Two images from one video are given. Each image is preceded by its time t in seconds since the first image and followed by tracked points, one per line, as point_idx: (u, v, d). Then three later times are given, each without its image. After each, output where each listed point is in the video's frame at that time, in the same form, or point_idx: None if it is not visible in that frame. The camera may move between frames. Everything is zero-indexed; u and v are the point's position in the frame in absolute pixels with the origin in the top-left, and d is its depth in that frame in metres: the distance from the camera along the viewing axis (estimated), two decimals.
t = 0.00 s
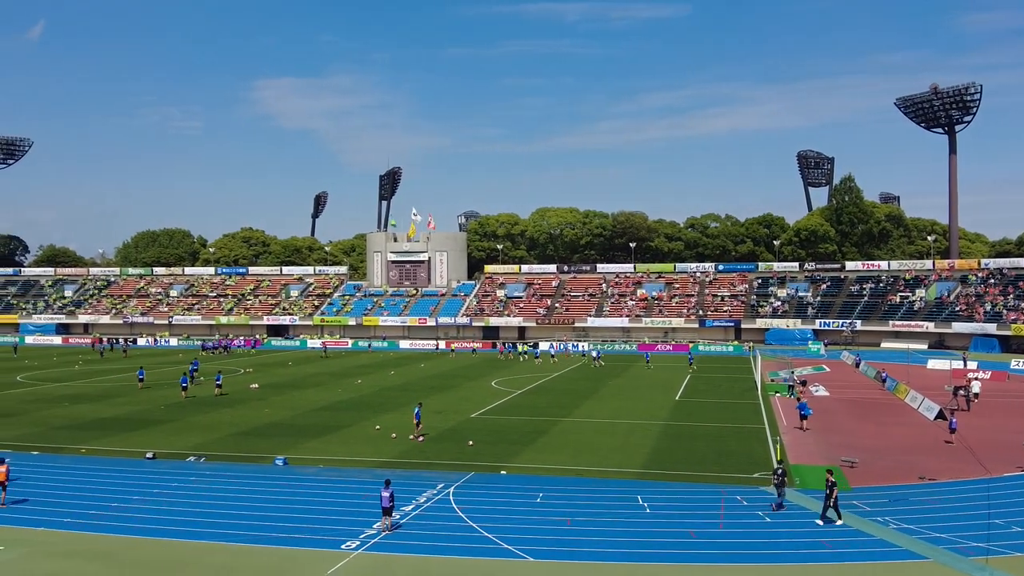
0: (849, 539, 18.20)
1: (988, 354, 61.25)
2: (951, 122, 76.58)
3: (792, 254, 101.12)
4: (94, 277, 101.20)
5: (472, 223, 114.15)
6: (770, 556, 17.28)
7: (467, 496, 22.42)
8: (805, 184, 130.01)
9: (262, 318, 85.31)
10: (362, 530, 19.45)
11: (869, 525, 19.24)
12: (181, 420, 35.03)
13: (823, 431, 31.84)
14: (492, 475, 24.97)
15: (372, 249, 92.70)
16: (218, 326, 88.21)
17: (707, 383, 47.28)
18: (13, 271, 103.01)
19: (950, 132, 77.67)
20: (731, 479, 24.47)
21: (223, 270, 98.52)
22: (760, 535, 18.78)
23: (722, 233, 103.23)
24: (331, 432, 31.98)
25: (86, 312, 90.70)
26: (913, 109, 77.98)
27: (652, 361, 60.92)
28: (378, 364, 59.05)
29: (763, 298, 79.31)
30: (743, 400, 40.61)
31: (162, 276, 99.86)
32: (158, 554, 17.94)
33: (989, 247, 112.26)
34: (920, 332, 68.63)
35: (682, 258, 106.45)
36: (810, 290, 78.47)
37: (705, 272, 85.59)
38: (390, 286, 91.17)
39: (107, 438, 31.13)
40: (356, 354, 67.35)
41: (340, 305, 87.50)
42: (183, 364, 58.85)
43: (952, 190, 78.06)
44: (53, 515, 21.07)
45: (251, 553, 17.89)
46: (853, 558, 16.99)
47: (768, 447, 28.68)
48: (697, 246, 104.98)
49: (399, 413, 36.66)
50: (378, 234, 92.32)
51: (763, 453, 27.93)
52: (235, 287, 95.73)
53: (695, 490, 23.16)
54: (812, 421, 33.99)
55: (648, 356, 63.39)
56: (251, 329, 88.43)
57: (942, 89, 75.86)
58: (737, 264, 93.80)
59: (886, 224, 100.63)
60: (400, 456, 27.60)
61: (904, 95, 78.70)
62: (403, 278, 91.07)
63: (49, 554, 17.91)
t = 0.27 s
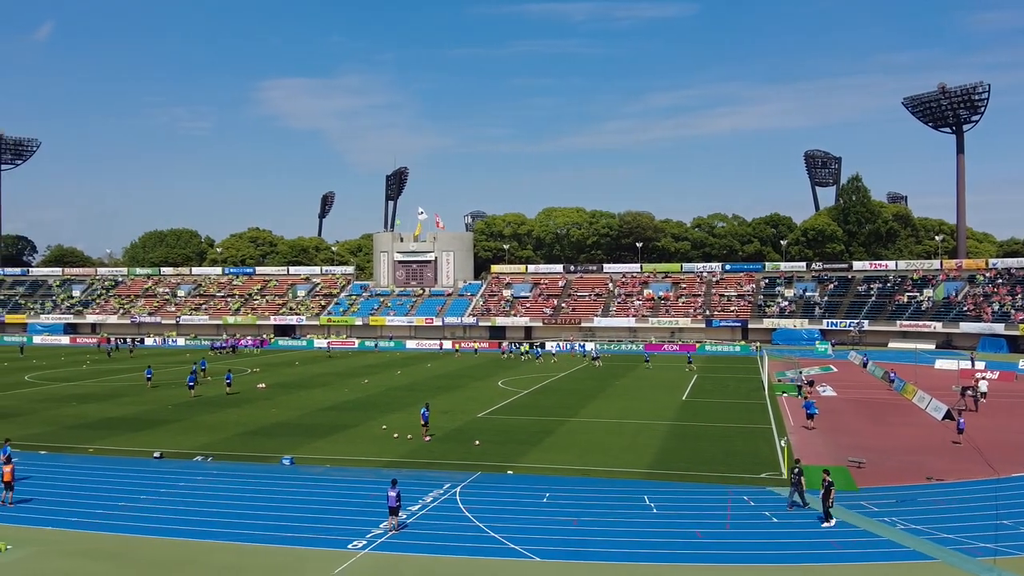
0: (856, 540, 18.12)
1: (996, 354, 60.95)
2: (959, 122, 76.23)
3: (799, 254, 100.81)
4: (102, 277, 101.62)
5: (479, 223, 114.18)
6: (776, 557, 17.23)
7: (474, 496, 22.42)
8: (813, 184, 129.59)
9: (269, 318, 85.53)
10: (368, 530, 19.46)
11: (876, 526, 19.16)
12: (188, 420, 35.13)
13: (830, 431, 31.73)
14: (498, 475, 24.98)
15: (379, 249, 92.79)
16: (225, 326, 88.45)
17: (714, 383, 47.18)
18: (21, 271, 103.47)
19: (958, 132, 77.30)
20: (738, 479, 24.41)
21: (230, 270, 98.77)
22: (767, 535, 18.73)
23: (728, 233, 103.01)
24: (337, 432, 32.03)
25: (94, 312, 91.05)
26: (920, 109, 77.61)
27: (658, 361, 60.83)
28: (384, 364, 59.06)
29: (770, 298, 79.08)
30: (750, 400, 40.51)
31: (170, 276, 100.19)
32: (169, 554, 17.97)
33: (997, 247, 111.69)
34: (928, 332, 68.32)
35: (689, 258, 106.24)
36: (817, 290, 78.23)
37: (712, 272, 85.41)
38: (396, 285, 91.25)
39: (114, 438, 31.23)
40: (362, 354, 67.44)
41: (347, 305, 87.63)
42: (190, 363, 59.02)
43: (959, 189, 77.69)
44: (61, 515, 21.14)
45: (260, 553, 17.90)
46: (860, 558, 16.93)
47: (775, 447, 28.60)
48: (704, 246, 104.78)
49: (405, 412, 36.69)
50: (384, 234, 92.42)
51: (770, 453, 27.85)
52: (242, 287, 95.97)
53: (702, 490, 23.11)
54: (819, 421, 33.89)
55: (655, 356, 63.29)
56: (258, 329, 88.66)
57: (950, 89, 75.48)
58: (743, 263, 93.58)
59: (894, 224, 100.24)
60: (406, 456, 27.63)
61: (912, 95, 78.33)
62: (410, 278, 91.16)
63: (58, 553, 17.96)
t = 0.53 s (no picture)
0: (862, 540, 18.08)
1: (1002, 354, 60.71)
2: (965, 122, 75.96)
3: (805, 254, 100.61)
4: (108, 277, 101.99)
5: (484, 223, 114.22)
6: (782, 557, 17.20)
7: (479, 496, 22.43)
8: (819, 183, 129.29)
9: (275, 318, 85.72)
10: (374, 530, 19.48)
11: (883, 526, 19.11)
12: (194, 419, 35.19)
13: (835, 431, 31.67)
14: (504, 474, 25.00)
15: (384, 249, 92.90)
16: (231, 325, 88.66)
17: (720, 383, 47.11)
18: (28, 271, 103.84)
19: (965, 132, 77.01)
20: (743, 479, 24.36)
21: (236, 270, 98.98)
22: (774, 535, 18.69)
23: (734, 233, 102.89)
24: (342, 432, 32.07)
25: (100, 312, 91.35)
26: (926, 109, 77.36)
27: (664, 361, 60.76)
28: (390, 364, 59.13)
29: (776, 297, 78.92)
30: (756, 400, 40.43)
31: (176, 276, 100.49)
32: (176, 554, 18.01)
33: (1004, 247, 111.26)
34: (934, 332, 68.09)
35: (694, 258, 106.10)
36: (823, 290, 78.06)
37: (717, 272, 85.31)
38: (402, 285, 91.34)
39: (120, 437, 31.30)
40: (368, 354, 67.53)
41: (352, 305, 87.75)
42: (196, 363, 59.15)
43: (966, 189, 77.41)
44: (68, 514, 21.21)
45: (267, 552, 17.93)
46: (867, 559, 16.89)
47: (780, 447, 28.55)
48: (709, 246, 104.64)
49: (410, 412, 36.72)
50: (390, 234, 92.52)
51: (775, 453, 27.80)
52: (248, 287, 96.19)
53: (707, 490, 23.08)
54: (825, 421, 33.82)
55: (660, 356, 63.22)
56: (264, 329, 88.87)
57: (956, 88, 75.19)
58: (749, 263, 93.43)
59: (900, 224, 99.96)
60: (411, 455, 27.67)
61: (918, 94, 78.05)
62: (415, 278, 91.27)
63: (66, 553, 18.02)
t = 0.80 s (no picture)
0: (866, 540, 18.04)
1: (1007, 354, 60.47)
2: (970, 121, 75.74)
3: (810, 253, 100.42)
4: (113, 276, 102.23)
5: (488, 223, 114.20)
6: (786, 557, 17.17)
7: (484, 496, 22.43)
8: (823, 183, 129.01)
9: (279, 318, 85.85)
10: (379, 529, 19.48)
11: (888, 526, 19.05)
12: (199, 419, 35.24)
13: (840, 431, 31.60)
14: (508, 474, 25.00)
15: (389, 249, 92.94)
16: (236, 325, 88.81)
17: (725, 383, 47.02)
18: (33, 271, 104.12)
19: (970, 131, 76.80)
20: (748, 479, 24.32)
21: (241, 270, 99.12)
22: (779, 535, 18.67)
23: (739, 233, 102.74)
24: (346, 431, 32.09)
25: (105, 312, 91.57)
26: (931, 108, 77.15)
27: (669, 361, 60.71)
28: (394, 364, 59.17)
29: (781, 297, 78.76)
30: (760, 400, 40.36)
31: (180, 276, 100.69)
32: (182, 553, 18.05)
33: (1010, 246, 110.91)
34: (939, 332, 67.90)
35: (699, 258, 105.96)
36: (828, 290, 77.89)
37: (722, 272, 85.20)
38: (406, 285, 91.41)
39: (125, 437, 31.36)
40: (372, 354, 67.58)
41: (357, 305, 87.82)
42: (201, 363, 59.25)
43: (971, 188, 77.18)
44: (74, 514, 21.26)
45: (271, 552, 17.94)
46: (872, 559, 16.83)
47: (785, 448, 28.50)
48: (714, 245, 104.49)
49: (415, 412, 36.73)
50: (394, 234, 92.55)
51: (780, 453, 27.74)
52: (253, 286, 96.31)
53: (711, 490, 23.06)
54: (830, 421, 33.74)
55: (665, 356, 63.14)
56: (269, 329, 89.02)
57: (961, 88, 74.95)
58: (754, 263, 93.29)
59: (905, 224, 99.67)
60: (415, 455, 27.69)
61: (923, 93, 77.81)
62: (419, 278, 91.34)
63: (72, 552, 18.07)
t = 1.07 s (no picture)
0: (869, 540, 18.02)
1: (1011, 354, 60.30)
2: (974, 120, 75.61)
3: (813, 253, 100.30)
4: (116, 276, 102.36)
5: (491, 223, 114.25)
6: (789, 557, 17.16)
7: (487, 495, 22.44)
8: (827, 182, 128.86)
9: (282, 318, 85.95)
10: (383, 529, 19.49)
11: (891, 526, 19.01)
12: (202, 419, 35.29)
13: (844, 430, 31.55)
14: (511, 474, 25.00)
15: (392, 249, 93.00)
16: (239, 325, 88.92)
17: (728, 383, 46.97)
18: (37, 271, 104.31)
19: (973, 131, 76.67)
20: (751, 479, 24.30)
21: (244, 270, 99.21)
22: (782, 535, 18.65)
23: (742, 232, 102.66)
24: (349, 431, 32.12)
25: (109, 312, 91.72)
26: (935, 107, 77.04)
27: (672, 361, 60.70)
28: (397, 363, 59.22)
29: (784, 297, 78.64)
30: (764, 400, 40.33)
31: (184, 276, 100.83)
32: (186, 552, 18.09)
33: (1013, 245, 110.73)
34: (943, 331, 67.77)
35: (702, 258, 105.89)
36: (831, 289, 77.78)
37: (725, 271, 85.12)
38: (409, 285, 91.48)
39: (129, 437, 31.42)
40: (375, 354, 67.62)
41: (360, 305, 87.85)
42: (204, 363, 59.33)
43: (975, 188, 77.05)
44: (79, 514, 21.31)
45: (274, 552, 17.96)
46: (875, 559, 16.82)
47: (788, 447, 28.46)
48: (717, 245, 104.42)
49: (418, 411, 36.75)
50: (397, 234, 92.59)
51: (784, 453, 27.70)
52: (256, 286, 96.40)
53: (714, 490, 23.06)
54: (833, 421, 33.70)
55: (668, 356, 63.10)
56: (272, 328, 89.12)
57: (965, 87, 74.80)
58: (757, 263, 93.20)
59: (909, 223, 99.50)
60: (418, 454, 27.73)
61: (926, 93, 77.67)
62: (422, 278, 91.42)
63: (77, 552, 18.11)
